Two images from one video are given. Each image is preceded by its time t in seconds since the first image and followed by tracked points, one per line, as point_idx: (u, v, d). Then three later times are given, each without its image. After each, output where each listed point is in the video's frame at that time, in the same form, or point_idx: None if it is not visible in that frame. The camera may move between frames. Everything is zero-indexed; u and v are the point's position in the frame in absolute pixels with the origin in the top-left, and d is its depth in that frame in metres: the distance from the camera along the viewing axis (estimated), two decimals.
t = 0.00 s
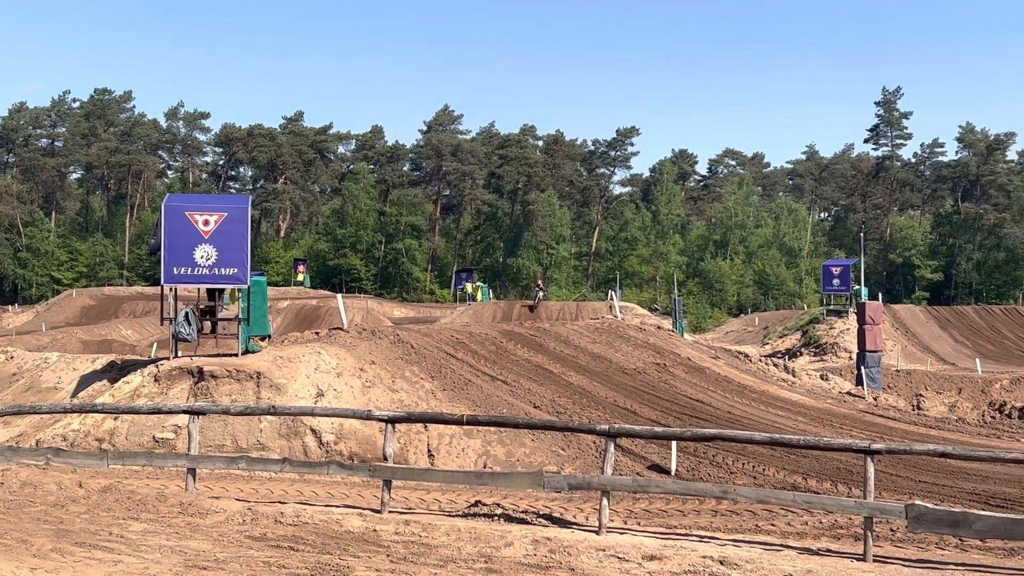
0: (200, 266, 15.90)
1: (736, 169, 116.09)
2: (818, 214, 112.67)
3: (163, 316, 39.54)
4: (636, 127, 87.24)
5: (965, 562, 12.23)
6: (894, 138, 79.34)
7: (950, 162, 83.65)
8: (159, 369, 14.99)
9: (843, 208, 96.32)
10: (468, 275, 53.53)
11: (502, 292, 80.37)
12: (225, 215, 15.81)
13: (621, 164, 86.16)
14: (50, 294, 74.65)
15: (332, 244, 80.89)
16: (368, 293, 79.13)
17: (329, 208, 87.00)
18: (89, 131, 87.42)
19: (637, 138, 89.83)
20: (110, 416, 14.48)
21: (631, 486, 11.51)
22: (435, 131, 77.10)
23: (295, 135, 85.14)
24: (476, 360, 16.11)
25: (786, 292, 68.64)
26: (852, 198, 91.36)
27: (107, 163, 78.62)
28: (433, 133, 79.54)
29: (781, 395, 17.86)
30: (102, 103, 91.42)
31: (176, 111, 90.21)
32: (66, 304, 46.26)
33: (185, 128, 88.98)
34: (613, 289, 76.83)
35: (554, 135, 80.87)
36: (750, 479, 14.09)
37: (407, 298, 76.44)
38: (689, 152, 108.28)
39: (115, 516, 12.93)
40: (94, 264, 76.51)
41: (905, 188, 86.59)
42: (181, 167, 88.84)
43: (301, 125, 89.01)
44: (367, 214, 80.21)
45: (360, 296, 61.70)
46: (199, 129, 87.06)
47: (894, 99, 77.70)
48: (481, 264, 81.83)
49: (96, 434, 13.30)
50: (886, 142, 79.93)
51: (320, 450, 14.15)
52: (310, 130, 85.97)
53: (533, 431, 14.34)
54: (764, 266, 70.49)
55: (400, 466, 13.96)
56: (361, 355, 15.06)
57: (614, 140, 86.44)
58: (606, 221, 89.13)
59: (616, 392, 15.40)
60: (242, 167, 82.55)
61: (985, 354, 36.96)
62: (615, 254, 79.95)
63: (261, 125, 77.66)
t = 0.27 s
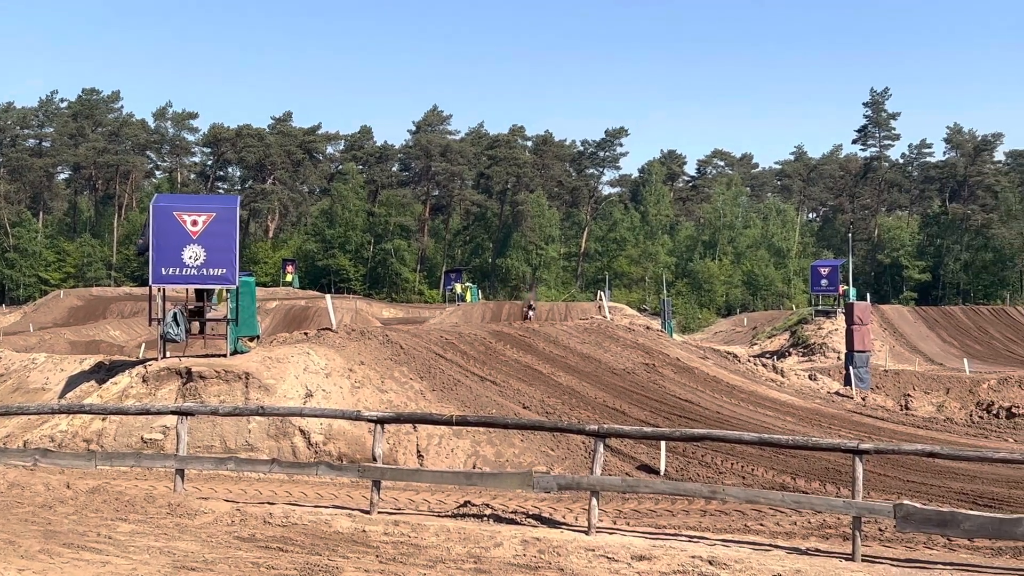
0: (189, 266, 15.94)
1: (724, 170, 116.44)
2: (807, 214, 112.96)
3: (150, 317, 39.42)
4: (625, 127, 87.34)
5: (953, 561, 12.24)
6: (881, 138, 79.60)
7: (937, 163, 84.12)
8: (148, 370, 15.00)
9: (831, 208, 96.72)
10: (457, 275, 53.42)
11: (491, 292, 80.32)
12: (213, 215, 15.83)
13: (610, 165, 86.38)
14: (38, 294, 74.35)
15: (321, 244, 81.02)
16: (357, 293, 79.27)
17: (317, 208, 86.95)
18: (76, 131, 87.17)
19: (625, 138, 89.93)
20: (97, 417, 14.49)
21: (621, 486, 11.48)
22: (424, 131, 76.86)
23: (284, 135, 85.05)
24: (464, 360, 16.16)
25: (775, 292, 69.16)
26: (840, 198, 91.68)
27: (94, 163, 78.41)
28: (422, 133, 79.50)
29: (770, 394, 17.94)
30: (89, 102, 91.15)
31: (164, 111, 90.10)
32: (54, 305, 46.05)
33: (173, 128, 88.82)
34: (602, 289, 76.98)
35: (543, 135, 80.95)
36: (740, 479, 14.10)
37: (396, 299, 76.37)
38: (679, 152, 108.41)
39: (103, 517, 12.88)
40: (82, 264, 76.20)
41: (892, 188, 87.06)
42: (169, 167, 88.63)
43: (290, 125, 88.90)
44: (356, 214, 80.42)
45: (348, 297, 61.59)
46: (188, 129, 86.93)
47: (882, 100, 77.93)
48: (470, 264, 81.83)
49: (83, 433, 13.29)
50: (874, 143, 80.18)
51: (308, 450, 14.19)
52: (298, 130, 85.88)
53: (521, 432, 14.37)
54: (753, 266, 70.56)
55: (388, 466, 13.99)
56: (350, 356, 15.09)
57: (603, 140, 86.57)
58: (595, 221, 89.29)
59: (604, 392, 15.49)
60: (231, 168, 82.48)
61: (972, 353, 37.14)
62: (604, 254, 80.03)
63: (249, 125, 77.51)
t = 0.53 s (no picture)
0: (179, 267, 15.94)
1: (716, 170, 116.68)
2: (799, 215, 113.24)
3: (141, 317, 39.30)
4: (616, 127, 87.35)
5: (942, 561, 12.27)
6: (872, 140, 79.81)
7: (927, 164, 84.50)
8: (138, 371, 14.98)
9: (821, 209, 97.02)
10: (448, 276, 53.30)
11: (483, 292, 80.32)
12: (204, 216, 15.84)
13: (601, 165, 86.46)
14: (28, 294, 73.98)
15: (312, 244, 80.92)
16: (348, 294, 79.53)
17: (308, 208, 86.84)
18: (66, 130, 86.85)
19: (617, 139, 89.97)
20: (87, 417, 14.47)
21: (612, 487, 11.49)
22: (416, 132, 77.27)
23: (275, 135, 84.87)
24: (456, 361, 16.19)
25: (766, 292, 69.50)
26: (832, 199, 91.89)
27: (85, 163, 78.09)
28: (413, 133, 79.33)
29: (760, 395, 18.00)
30: (81, 102, 90.84)
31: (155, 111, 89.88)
32: (44, 305, 45.89)
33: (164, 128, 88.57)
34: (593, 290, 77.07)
35: (534, 136, 80.94)
36: (730, 479, 14.14)
37: (387, 299, 76.24)
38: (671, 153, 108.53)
39: (93, 518, 12.84)
40: (73, 264, 75.93)
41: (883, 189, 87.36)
42: (160, 168, 88.37)
43: (281, 125, 88.73)
44: (347, 215, 80.34)
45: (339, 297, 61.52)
46: (178, 129, 86.72)
47: (873, 102, 78.09)
48: (462, 264, 81.78)
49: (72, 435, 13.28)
50: (864, 144, 80.36)
51: (299, 451, 14.21)
52: (289, 130, 85.73)
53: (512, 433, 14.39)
54: (743, 266, 70.80)
55: (379, 467, 14.00)
56: (342, 356, 15.11)
57: (594, 141, 86.60)
58: (587, 222, 89.34)
59: (596, 393, 15.54)
60: (221, 167, 82.35)
61: (962, 354, 37.30)
62: (595, 255, 80.05)
63: (240, 125, 77.35)
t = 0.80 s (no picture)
0: (172, 266, 15.96)
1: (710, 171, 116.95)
2: (793, 216, 113.50)
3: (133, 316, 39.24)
4: (609, 128, 87.42)
5: (933, 561, 12.29)
6: (864, 141, 79.98)
7: (919, 165, 84.79)
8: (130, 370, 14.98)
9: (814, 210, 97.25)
10: (441, 276, 53.24)
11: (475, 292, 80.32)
12: (195, 215, 15.80)
13: (594, 166, 86.56)
14: (20, 294, 73.68)
15: (304, 244, 80.81)
16: (340, 294, 79.11)
17: (301, 208, 86.76)
18: (58, 130, 86.61)
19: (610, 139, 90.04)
20: (78, 418, 14.47)
21: (604, 487, 11.50)
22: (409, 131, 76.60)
23: (267, 135, 84.77)
24: (449, 361, 16.22)
25: (758, 293, 69.07)
26: (825, 200, 92.08)
27: (77, 162, 77.83)
28: (405, 133, 79.22)
29: (751, 396, 18.05)
30: (73, 102, 90.61)
31: (147, 111, 89.71)
32: (36, 305, 45.75)
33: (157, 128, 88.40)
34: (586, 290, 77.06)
35: (527, 136, 80.97)
36: (721, 480, 14.17)
37: (380, 299, 76.11)
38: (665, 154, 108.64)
39: (84, 518, 12.82)
40: (64, 264, 75.73)
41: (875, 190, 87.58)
42: (152, 167, 88.18)
43: (273, 124, 88.65)
44: (340, 215, 80.32)
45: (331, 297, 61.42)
46: (170, 129, 86.55)
47: (865, 103, 78.23)
48: (454, 265, 81.75)
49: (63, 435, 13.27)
50: (857, 145, 80.50)
51: (291, 452, 14.24)
52: (282, 130, 85.62)
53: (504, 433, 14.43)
54: (736, 267, 70.95)
55: (370, 467, 14.02)
56: (334, 356, 15.12)
57: (587, 142, 86.66)
58: (579, 222, 89.39)
59: (588, 393, 15.58)
60: (214, 167, 82.26)
61: (953, 355, 37.42)
62: (588, 256, 80.06)
63: (232, 125, 77.27)
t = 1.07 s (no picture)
0: (164, 265, 15.96)
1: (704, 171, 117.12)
2: (787, 217, 113.70)
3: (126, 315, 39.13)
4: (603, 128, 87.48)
5: (925, 561, 12.31)
6: (857, 141, 80.11)
7: (912, 166, 85.00)
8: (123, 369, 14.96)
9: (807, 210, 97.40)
10: (434, 276, 53.15)
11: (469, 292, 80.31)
12: (188, 214, 15.88)
13: (587, 166, 86.62)
14: (13, 293, 73.45)
15: (297, 244, 80.65)
16: (334, 293, 79.21)
17: (294, 207, 86.69)
18: (50, 128, 86.39)
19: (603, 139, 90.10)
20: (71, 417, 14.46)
21: (596, 487, 11.49)
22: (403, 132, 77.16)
23: (260, 134, 84.67)
24: (442, 360, 16.23)
25: (751, 293, 69.25)
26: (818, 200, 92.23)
27: (69, 161, 77.56)
28: (399, 132, 79.08)
29: (744, 396, 18.07)
30: (66, 100, 90.37)
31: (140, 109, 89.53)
32: (29, 303, 45.60)
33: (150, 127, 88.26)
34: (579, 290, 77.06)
35: (520, 136, 80.94)
36: (713, 480, 14.19)
37: (373, 298, 76.02)
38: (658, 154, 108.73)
39: (76, 518, 12.79)
40: (57, 263, 75.52)
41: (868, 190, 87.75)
42: (145, 166, 87.99)
43: (267, 124, 88.56)
44: (333, 214, 80.30)
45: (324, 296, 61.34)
46: (163, 128, 86.36)
47: (858, 103, 78.32)
48: (448, 264, 81.73)
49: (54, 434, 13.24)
50: (850, 146, 80.59)
51: (284, 451, 14.26)
52: (275, 129, 85.53)
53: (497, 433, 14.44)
54: (728, 267, 71.06)
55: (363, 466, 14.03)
56: (327, 356, 15.12)
57: (580, 141, 86.70)
58: (573, 222, 89.42)
59: (581, 393, 15.61)
60: (207, 166, 82.16)
61: (945, 355, 37.52)
62: (581, 255, 80.04)
63: (225, 124, 77.23)
